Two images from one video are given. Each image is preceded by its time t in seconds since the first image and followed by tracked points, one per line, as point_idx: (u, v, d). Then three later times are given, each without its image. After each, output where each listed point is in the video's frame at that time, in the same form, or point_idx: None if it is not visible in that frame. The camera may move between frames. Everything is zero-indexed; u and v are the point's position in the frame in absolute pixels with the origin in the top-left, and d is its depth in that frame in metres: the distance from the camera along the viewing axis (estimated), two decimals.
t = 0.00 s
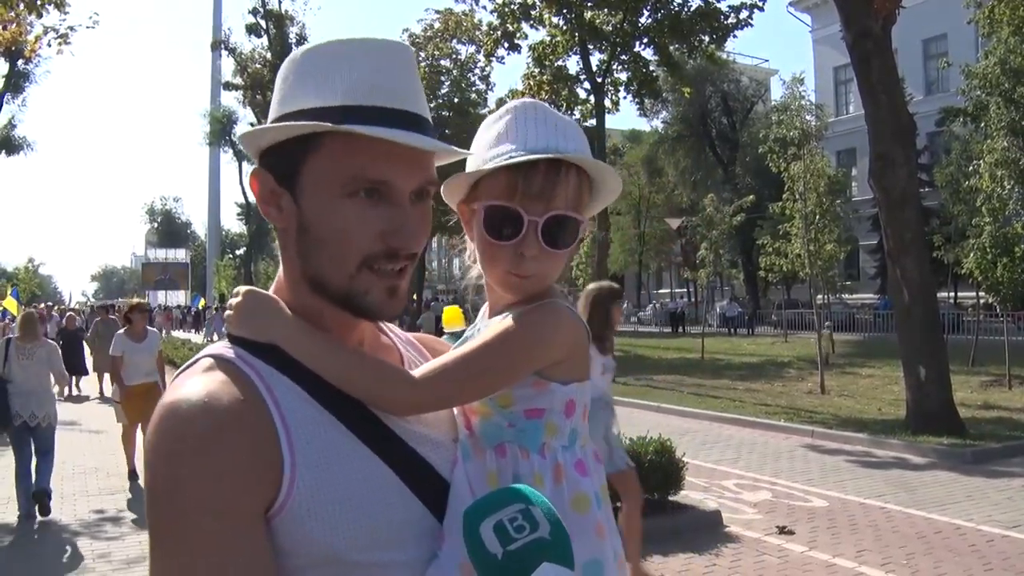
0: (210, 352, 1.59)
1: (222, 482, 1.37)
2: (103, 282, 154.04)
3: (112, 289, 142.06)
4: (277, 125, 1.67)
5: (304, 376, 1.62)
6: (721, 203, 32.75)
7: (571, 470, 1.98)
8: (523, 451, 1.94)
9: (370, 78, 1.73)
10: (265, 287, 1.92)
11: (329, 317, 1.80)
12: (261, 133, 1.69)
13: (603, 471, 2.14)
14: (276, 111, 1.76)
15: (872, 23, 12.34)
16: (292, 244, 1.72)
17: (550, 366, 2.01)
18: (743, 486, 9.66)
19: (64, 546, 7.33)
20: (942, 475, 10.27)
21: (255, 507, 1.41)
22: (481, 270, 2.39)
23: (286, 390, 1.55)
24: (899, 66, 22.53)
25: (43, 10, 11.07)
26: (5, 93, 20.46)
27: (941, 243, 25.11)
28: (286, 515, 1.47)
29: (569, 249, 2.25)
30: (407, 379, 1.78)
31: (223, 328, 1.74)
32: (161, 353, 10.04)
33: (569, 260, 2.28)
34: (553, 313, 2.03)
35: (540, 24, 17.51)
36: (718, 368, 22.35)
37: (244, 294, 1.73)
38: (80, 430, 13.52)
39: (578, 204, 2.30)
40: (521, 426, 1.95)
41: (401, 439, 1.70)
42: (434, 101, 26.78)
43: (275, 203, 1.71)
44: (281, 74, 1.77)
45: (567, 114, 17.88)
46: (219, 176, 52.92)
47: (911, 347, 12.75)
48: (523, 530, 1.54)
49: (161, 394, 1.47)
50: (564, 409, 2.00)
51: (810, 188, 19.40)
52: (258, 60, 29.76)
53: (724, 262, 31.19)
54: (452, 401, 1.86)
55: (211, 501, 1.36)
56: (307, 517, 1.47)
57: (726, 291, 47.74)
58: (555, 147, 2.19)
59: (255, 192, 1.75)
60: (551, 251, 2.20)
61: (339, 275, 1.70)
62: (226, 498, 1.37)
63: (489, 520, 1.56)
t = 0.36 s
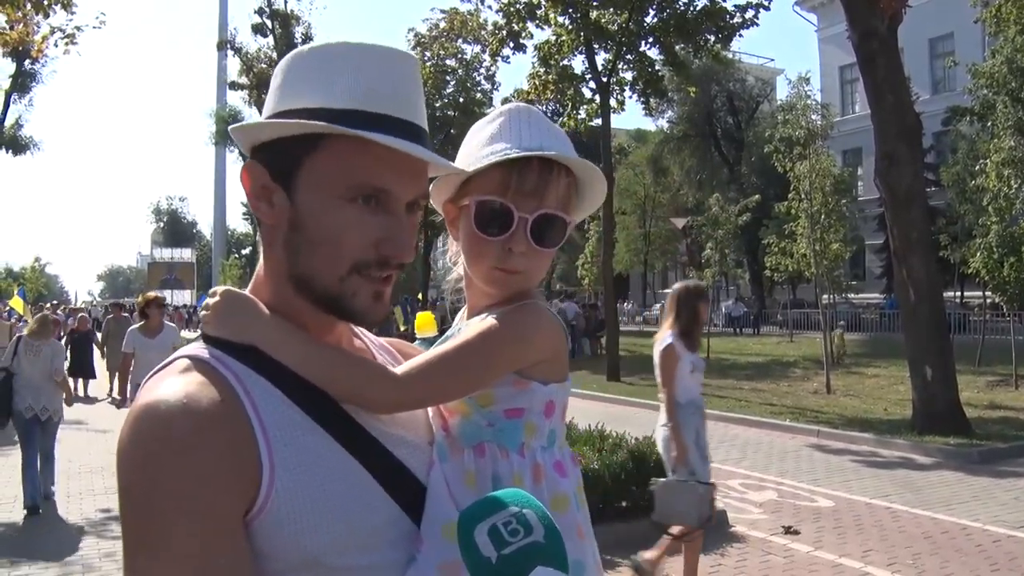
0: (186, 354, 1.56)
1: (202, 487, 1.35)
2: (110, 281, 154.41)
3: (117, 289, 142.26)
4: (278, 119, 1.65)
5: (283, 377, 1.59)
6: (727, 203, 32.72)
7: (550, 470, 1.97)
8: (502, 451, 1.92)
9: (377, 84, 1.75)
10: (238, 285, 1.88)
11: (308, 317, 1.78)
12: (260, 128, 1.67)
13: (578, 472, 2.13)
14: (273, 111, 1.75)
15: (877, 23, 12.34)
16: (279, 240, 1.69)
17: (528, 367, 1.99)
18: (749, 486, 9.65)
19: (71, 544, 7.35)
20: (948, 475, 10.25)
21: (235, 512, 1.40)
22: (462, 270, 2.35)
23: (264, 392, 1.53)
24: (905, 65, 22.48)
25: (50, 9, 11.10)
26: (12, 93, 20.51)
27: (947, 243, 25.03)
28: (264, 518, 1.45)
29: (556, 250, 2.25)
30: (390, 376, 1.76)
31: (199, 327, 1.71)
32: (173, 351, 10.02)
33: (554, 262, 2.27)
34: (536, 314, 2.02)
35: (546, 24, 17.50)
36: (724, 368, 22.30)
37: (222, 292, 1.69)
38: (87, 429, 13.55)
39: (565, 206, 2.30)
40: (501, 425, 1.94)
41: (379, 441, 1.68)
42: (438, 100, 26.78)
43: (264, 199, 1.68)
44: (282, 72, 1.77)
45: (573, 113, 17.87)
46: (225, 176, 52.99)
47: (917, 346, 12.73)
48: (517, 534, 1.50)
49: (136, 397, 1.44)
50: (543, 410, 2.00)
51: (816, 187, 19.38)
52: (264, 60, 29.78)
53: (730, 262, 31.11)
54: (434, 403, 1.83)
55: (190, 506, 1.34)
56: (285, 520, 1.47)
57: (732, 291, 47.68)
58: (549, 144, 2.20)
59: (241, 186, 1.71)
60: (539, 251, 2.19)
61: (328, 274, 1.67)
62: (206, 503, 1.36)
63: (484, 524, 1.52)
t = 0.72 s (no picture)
0: (164, 362, 1.58)
1: (179, 490, 1.36)
2: (116, 281, 154.81)
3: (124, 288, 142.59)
4: (248, 108, 1.68)
5: (255, 377, 1.60)
6: (732, 204, 32.69)
7: (537, 470, 1.95)
8: (487, 451, 1.91)
9: (339, 77, 1.77)
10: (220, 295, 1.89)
11: (288, 318, 1.77)
12: (231, 122, 1.69)
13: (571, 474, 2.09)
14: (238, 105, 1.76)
15: (884, 24, 12.31)
16: (254, 238, 1.69)
17: (511, 363, 1.98)
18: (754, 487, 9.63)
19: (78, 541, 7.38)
20: (955, 478, 10.22)
21: (209, 515, 1.40)
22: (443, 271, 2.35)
23: (238, 396, 1.53)
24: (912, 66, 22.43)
25: (58, 9, 11.11)
26: (19, 93, 20.58)
27: (953, 244, 24.96)
28: (240, 522, 1.45)
29: (531, 243, 2.23)
30: (369, 374, 1.77)
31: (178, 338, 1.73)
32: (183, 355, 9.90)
33: (532, 256, 2.26)
34: (514, 309, 2.00)
35: (552, 24, 17.50)
36: (730, 369, 22.27)
37: (197, 304, 1.72)
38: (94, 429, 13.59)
39: (540, 198, 2.29)
40: (485, 424, 1.92)
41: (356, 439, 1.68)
42: (444, 101, 26.84)
43: (237, 195, 1.69)
44: (254, 67, 1.79)
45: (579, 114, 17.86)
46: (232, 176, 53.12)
47: (923, 348, 12.70)
48: (505, 535, 1.48)
49: (113, 405, 1.45)
50: (528, 406, 1.97)
51: (822, 188, 19.39)
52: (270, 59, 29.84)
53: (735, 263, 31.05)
54: (413, 400, 1.82)
55: (161, 514, 1.35)
56: (263, 525, 1.46)
57: (738, 292, 47.62)
58: (515, 136, 2.19)
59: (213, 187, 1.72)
60: (515, 242, 2.18)
61: (304, 262, 1.66)
62: (181, 510, 1.36)
63: (471, 524, 1.50)
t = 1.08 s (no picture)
0: (150, 368, 1.58)
1: (163, 496, 1.36)
2: (121, 282, 155.07)
3: (127, 289, 142.75)
4: (236, 122, 1.67)
5: (244, 386, 1.61)
6: (736, 204, 32.63)
7: (525, 479, 1.96)
8: (474, 460, 1.92)
9: (327, 86, 1.76)
10: (211, 299, 1.89)
11: (276, 325, 1.77)
12: (219, 133, 1.69)
13: (559, 481, 2.11)
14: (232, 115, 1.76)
15: (888, 24, 12.29)
16: (244, 247, 1.69)
17: (497, 373, 1.99)
18: (758, 488, 9.62)
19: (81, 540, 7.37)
20: (960, 478, 10.20)
21: (195, 518, 1.41)
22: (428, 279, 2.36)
23: (224, 401, 1.54)
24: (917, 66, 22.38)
25: (62, 11, 11.13)
26: (24, 94, 20.60)
27: (958, 245, 24.89)
28: (222, 525, 1.46)
29: (515, 251, 2.24)
30: (355, 386, 1.77)
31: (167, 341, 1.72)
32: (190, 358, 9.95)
33: (516, 264, 2.27)
34: (500, 319, 2.01)
35: (556, 25, 17.49)
36: (734, 370, 22.26)
37: (187, 308, 1.71)
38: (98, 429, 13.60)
39: (523, 207, 2.30)
40: (472, 434, 1.93)
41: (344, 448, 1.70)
42: (448, 102, 26.86)
43: (226, 204, 1.70)
44: (247, 78, 1.79)
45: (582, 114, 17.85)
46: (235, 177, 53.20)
47: (927, 349, 12.70)
48: (484, 539, 1.60)
49: (100, 408, 1.45)
50: (513, 416, 1.98)
51: (827, 188, 19.36)
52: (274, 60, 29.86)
53: (740, 264, 31.04)
54: (399, 410, 1.84)
55: (143, 520, 1.35)
56: (245, 528, 1.47)
57: (742, 293, 47.60)
58: (495, 148, 2.21)
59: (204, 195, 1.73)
60: (497, 251, 2.19)
61: (291, 276, 1.67)
62: (165, 513, 1.36)
63: (450, 527, 1.62)
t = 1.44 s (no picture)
0: (155, 359, 1.58)
1: (168, 492, 1.37)
2: (124, 282, 155.26)
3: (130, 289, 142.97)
4: (253, 107, 1.67)
5: (247, 380, 1.61)
6: (738, 205, 32.62)
7: (524, 481, 1.99)
8: (476, 461, 1.95)
9: (344, 75, 1.77)
10: (214, 289, 1.89)
11: (281, 317, 1.78)
12: (233, 117, 1.69)
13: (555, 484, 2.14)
14: (244, 100, 1.76)
15: (890, 24, 12.26)
16: (253, 237, 1.69)
17: (502, 374, 2.01)
18: (761, 489, 9.61)
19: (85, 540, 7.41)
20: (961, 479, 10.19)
21: (202, 517, 1.41)
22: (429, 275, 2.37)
23: (231, 397, 1.55)
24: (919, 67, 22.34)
25: (64, 12, 11.14)
26: (27, 95, 20.63)
27: (961, 245, 24.83)
28: (228, 526, 1.46)
29: (519, 252, 2.25)
30: (358, 386, 1.78)
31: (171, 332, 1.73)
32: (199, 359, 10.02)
33: (520, 264, 2.28)
34: (505, 320, 2.03)
35: (558, 26, 17.51)
36: (736, 371, 22.27)
37: (192, 301, 1.72)
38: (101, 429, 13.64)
39: (529, 206, 2.31)
40: (474, 435, 1.96)
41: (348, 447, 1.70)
42: (450, 102, 26.87)
43: (235, 193, 1.69)
44: (263, 62, 1.79)
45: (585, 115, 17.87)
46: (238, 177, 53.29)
47: (929, 350, 12.68)
48: (476, 541, 1.57)
49: (105, 402, 1.45)
50: (517, 419, 2.01)
51: (829, 189, 19.32)
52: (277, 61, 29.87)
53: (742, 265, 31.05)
54: (404, 408, 1.85)
55: (150, 517, 1.35)
56: (251, 529, 1.48)
57: (745, 294, 47.60)
58: (503, 146, 2.22)
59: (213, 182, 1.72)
60: (503, 251, 2.20)
61: (302, 267, 1.68)
62: (172, 512, 1.37)
63: (442, 529, 1.59)
